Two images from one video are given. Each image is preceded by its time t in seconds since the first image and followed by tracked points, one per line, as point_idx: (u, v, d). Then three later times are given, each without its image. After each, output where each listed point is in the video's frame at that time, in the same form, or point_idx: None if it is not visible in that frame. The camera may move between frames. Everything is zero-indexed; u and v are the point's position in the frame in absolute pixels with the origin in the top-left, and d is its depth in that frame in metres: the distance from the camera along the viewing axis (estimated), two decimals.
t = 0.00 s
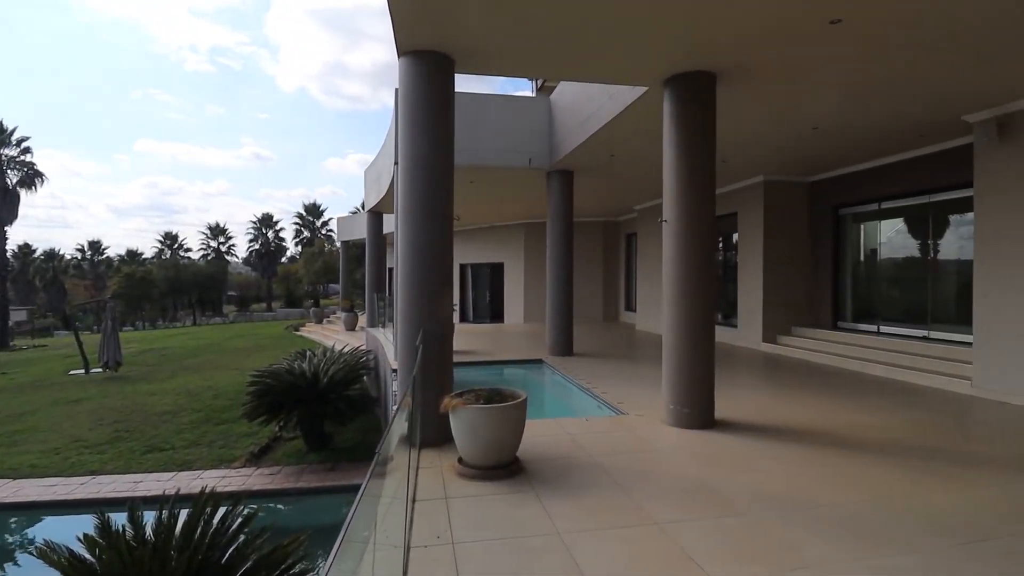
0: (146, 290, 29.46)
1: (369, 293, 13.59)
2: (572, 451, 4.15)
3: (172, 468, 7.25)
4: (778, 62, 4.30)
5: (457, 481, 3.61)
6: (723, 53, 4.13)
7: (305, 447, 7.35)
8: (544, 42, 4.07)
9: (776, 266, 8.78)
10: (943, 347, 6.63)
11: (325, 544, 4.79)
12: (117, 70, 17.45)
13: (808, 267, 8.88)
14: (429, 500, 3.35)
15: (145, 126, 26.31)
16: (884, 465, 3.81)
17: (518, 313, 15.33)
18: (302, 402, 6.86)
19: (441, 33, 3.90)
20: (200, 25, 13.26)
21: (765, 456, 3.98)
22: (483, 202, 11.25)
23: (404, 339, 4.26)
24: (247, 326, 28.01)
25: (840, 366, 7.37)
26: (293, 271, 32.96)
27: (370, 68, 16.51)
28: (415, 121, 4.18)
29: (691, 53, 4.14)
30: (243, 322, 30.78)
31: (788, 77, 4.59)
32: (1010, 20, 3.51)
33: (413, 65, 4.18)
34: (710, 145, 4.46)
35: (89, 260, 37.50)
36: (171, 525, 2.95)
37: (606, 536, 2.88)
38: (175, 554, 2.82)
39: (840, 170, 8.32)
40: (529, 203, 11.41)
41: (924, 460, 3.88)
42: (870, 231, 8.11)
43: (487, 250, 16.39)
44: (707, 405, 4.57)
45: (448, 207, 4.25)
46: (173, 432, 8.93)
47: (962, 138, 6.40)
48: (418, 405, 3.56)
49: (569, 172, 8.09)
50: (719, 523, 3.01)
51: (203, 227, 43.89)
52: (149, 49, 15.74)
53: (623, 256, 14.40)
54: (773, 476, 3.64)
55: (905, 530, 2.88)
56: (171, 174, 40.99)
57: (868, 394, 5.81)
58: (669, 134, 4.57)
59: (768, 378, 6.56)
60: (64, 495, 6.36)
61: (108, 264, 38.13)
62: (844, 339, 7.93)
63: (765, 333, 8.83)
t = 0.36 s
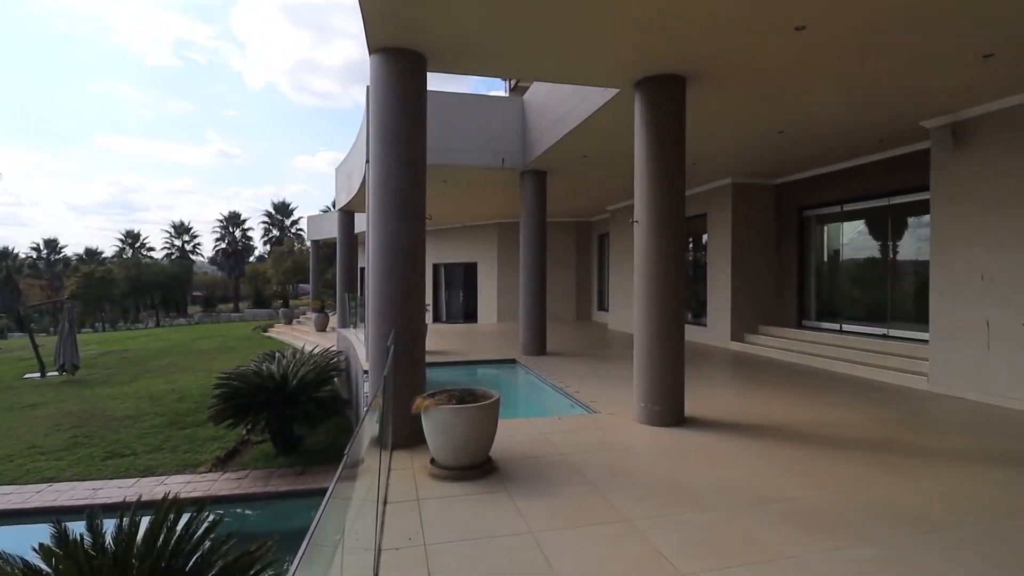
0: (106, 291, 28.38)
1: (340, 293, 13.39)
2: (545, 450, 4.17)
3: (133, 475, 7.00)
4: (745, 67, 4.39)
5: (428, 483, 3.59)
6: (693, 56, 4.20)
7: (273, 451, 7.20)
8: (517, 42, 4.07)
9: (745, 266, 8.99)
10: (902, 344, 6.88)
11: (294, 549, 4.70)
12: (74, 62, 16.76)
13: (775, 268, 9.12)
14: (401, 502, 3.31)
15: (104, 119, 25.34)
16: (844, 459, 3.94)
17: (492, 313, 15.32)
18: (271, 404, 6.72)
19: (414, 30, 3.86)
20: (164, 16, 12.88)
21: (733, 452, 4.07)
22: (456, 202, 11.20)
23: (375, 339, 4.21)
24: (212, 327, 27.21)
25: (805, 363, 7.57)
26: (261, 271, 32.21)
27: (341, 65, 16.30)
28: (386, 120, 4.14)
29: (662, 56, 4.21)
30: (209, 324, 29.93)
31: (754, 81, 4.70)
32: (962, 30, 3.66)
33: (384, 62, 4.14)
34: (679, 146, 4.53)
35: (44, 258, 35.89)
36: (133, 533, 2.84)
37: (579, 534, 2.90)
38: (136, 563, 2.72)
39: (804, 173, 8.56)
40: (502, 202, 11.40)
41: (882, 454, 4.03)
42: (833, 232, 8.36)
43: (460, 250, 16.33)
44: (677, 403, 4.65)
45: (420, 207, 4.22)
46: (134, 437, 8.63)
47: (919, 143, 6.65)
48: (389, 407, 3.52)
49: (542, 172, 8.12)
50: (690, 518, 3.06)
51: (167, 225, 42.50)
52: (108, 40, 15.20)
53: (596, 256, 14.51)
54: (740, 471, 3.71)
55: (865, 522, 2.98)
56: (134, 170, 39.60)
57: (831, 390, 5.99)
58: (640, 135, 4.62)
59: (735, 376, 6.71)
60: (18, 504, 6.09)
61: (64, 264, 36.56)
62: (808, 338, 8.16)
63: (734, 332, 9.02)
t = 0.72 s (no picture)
0: (71, 291, 27.49)
1: (315, 293, 13.20)
2: (523, 450, 4.17)
3: (99, 480, 6.79)
4: (720, 70, 4.47)
5: (405, 484, 3.56)
6: (669, 59, 4.25)
7: (247, 454, 7.05)
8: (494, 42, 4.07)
9: (720, 266, 9.13)
10: (870, 343, 7.07)
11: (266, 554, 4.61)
12: (36, 55, 16.20)
13: (749, 268, 9.28)
14: (377, 504, 3.27)
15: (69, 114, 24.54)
16: (814, 455, 4.03)
17: (470, 312, 15.28)
18: (244, 407, 6.58)
19: (390, 28, 3.82)
20: (132, 9, 12.55)
21: (707, 450, 4.13)
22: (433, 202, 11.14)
23: (350, 339, 4.16)
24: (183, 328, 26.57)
25: (778, 361, 7.73)
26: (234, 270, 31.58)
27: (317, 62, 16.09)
28: (362, 119, 4.09)
29: (638, 58, 4.25)
30: (179, 325, 29.24)
31: (729, 85, 4.79)
32: (927, 37, 3.77)
33: (360, 60, 4.09)
34: (656, 147, 4.58)
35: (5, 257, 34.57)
36: (98, 540, 2.73)
37: (557, 533, 2.90)
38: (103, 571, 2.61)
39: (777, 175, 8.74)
40: (481, 202, 11.39)
41: (851, 450, 4.13)
42: (804, 233, 8.55)
43: (438, 250, 16.25)
44: (653, 401, 4.69)
45: (396, 206, 4.18)
46: (101, 442, 8.37)
47: (886, 147, 6.84)
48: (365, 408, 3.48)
49: (520, 172, 8.13)
50: (665, 516, 3.09)
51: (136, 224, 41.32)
52: (74, 33, 14.75)
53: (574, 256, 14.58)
54: (715, 468, 3.77)
55: (836, 516, 3.06)
56: (101, 166, 38.41)
57: (802, 388, 6.13)
58: (617, 136, 4.66)
59: (710, 374, 6.81)
60: None
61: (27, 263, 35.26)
62: (781, 336, 8.34)
63: (709, 331, 9.16)
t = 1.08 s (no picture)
0: (38, 292, 26.65)
1: (293, 293, 13.03)
2: (504, 450, 4.17)
3: (67, 486, 6.59)
4: (699, 72, 4.52)
5: (384, 486, 3.52)
6: (648, 60, 4.29)
7: (222, 458, 6.91)
8: (475, 41, 4.06)
9: (698, 266, 9.25)
10: (843, 341, 7.23)
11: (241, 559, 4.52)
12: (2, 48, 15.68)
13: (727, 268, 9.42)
14: (355, 507, 3.24)
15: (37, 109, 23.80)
16: (790, 452, 4.10)
17: (451, 312, 15.22)
18: (218, 410, 6.45)
19: (369, 25, 3.79)
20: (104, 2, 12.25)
21: (686, 448, 4.17)
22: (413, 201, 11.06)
23: (329, 340, 4.11)
24: (156, 330, 25.97)
25: (755, 360, 7.85)
26: (210, 270, 30.97)
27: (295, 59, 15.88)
28: (340, 116, 4.05)
29: (618, 59, 4.28)
30: (153, 326, 28.56)
31: (707, 86, 4.85)
32: (898, 42, 3.87)
33: (339, 57, 4.05)
34: (635, 148, 4.62)
35: None
36: (65, 547, 2.65)
37: (537, 533, 2.90)
38: None
39: (753, 177, 8.89)
40: (462, 202, 11.35)
41: (825, 446, 4.22)
42: (779, 234, 8.70)
43: (419, 250, 16.16)
44: (633, 400, 4.73)
45: (375, 204, 4.14)
46: (70, 446, 8.14)
47: (859, 149, 7.00)
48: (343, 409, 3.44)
49: (501, 172, 8.12)
50: (644, 514, 3.12)
51: (107, 222, 40.25)
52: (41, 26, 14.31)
53: (554, 256, 14.63)
54: (693, 466, 3.82)
55: (811, 512, 3.12)
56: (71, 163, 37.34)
57: (778, 386, 6.24)
58: (596, 137, 4.68)
59: (689, 373, 6.89)
60: None
61: None
62: (758, 335, 8.47)
63: (688, 330, 9.28)
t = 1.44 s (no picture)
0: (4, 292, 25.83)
1: (270, 293, 12.83)
2: (484, 450, 4.16)
3: (35, 492, 6.40)
4: (678, 74, 4.56)
5: (364, 487, 3.49)
6: (627, 62, 4.33)
7: (197, 462, 6.78)
8: (455, 40, 4.05)
9: (677, 266, 9.36)
10: (818, 340, 7.38)
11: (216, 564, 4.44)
12: None
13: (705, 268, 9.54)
14: (333, 510, 3.20)
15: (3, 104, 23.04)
16: (766, 448, 4.18)
17: (432, 313, 15.15)
18: (193, 412, 6.33)
19: (347, 23, 3.76)
20: None
21: (664, 446, 4.22)
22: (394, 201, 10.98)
23: (306, 340, 4.07)
24: (129, 331, 25.32)
25: (733, 358, 7.97)
26: (185, 270, 30.35)
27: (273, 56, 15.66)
28: (318, 114, 4.01)
29: (598, 61, 4.31)
30: (125, 327, 27.89)
31: (685, 88, 4.90)
32: (869, 47, 3.97)
33: (317, 54, 4.00)
34: (615, 149, 4.65)
35: None
36: (32, 555, 2.57)
37: (516, 533, 2.90)
38: None
39: (731, 178, 9.01)
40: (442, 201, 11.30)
41: (799, 443, 4.30)
42: (756, 234, 8.84)
43: (399, 250, 16.05)
44: (613, 399, 4.76)
45: (355, 204, 4.11)
46: (37, 451, 7.90)
47: (833, 152, 7.14)
48: (320, 411, 3.40)
49: (482, 172, 8.11)
50: (623, 511, 3.15)
51: (77, 221, 39.13)
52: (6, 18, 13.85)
53: (536, 256, 14.66)
54: (671, 464, 3.85)
55: (785, 507, 3.18)
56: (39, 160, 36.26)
57: (755, 384, 6.34)
58: (577, 138, 4.70)
59: (667, 372, 6.96)
60: None
61: None
62: (736, 335, 8.60)
63: (667, 330, 9.38)
